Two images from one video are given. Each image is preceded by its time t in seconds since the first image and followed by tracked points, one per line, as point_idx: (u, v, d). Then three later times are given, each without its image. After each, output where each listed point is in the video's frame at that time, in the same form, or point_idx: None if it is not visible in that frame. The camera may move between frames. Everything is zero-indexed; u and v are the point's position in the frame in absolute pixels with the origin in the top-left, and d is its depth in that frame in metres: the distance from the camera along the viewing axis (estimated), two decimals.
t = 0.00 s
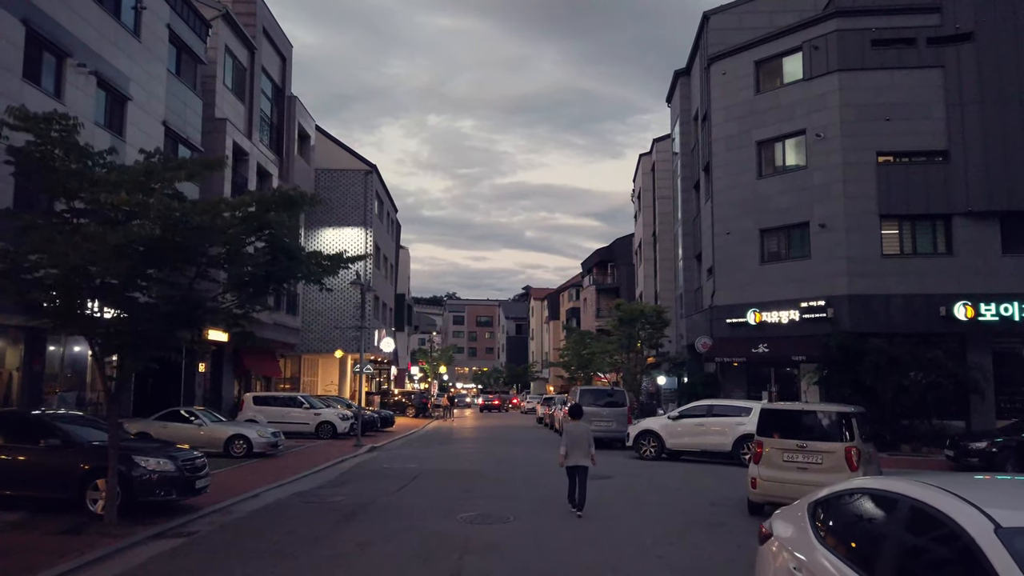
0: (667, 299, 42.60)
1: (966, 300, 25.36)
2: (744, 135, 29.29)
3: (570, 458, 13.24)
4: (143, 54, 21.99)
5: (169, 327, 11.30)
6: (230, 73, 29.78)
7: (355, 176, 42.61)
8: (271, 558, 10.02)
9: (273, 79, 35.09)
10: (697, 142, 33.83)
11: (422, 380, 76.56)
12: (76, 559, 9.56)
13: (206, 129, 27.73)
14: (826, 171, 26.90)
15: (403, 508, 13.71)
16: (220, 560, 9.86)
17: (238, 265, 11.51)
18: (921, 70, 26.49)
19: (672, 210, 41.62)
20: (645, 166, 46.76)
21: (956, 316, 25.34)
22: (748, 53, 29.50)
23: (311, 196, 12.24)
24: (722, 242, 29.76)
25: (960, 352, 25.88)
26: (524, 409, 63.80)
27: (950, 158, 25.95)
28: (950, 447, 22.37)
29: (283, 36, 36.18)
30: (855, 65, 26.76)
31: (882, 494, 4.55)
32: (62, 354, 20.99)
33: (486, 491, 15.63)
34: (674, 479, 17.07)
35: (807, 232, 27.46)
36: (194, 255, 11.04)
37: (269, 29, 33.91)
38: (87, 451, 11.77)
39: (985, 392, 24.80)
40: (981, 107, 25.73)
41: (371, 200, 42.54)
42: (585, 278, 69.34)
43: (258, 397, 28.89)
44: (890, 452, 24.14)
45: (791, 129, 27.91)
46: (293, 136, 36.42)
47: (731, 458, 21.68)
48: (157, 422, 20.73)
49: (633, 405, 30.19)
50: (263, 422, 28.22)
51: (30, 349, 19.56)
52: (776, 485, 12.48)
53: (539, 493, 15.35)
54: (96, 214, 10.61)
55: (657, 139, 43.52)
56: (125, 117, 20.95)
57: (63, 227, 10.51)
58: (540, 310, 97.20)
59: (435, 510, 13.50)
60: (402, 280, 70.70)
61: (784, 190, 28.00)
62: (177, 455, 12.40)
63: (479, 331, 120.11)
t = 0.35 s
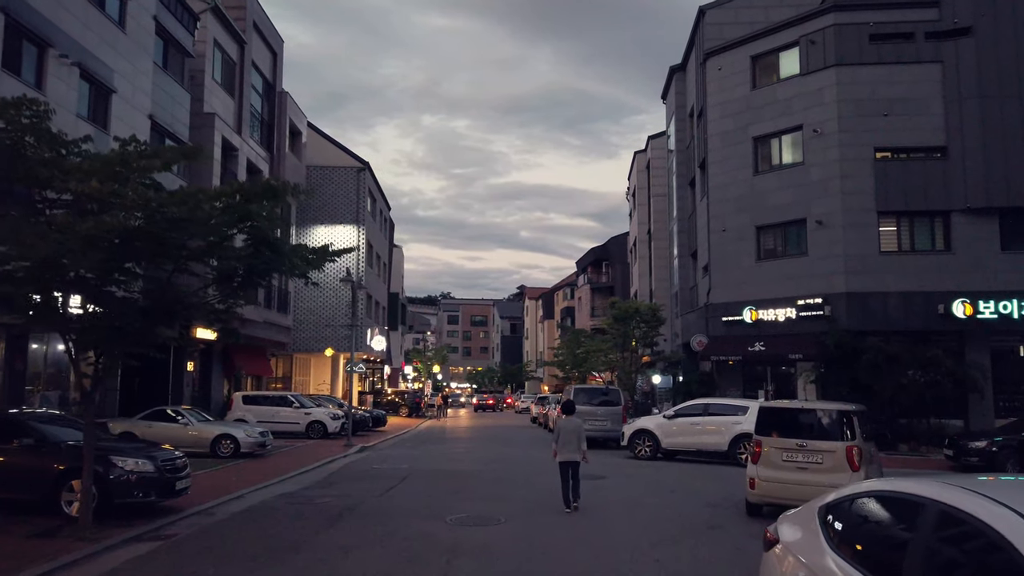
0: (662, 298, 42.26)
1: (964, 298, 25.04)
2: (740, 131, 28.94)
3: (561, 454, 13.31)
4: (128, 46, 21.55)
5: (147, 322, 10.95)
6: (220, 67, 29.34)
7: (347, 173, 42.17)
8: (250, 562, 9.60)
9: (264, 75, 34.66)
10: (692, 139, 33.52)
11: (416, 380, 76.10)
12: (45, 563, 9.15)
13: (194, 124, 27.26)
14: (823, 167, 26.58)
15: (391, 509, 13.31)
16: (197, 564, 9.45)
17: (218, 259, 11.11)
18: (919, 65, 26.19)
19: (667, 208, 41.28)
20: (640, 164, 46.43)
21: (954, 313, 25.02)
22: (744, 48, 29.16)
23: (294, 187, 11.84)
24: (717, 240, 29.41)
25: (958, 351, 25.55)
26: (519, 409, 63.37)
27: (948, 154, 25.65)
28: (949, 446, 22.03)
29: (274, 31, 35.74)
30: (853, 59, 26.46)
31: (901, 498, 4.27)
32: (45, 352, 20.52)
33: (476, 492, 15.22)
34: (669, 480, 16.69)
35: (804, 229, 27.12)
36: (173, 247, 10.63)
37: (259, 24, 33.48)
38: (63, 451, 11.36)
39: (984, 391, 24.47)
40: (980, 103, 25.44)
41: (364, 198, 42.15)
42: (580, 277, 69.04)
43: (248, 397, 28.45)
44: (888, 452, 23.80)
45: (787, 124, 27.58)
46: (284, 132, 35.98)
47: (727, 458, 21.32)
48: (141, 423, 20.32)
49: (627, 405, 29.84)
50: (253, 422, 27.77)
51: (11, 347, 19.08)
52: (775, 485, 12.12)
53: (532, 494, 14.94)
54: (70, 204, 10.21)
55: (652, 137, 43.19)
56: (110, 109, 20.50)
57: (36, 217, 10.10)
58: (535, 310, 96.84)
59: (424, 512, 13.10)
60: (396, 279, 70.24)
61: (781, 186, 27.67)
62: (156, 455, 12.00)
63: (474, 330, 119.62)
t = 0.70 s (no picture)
0: (658, 297, 41.91)
1: (964, 296, 24.73)
2: (737, 127, 28.57)
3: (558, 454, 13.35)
4: (114, 38, 21.10)
5: (128, 319, 10.56)
6: (209, 62, 28.87)
7: (340, 171, 41.68)
8: (232, 570, 9.19)
9: (255, 70, 34.19)
10: (688, 136, 33.18)
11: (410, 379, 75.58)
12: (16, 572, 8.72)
13: (183, 119, 26.76)
14: (821, 163, 26.23)
15: (381, 513, 12.90)
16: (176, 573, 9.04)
17: (202, 253, 10.75)
18: (919, 60, 25.87)
19: (663, 206, 40.92)
20: (636, 162, 46.07)
21: (954, 312, 24.70)
22: (741, 43, 28.81)
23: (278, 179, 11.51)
24: (714, 237, 29.04)
25: (958, 350, 25.23)
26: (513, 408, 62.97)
27: (948, 150, 25.33)
28: (949, 447, 21.67)
29: (266, 26, 35.28)
30: (851, 54, 26.13)
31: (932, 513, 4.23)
32: (28, 351, 20.06)
33: (470, 495, 14.80)
34: (667, 482, 16.31)
35: (802, 226, 26.77)
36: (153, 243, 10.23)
37: (250, 18, 33.03)
38: (39, 454, 10.92)
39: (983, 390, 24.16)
40: (980, 99, 25.12)
41: (356, 196, 41.71)
42: (575, 276, 68.68)
43: (238, 397, 28.01)
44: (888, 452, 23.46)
45: (785, 121, 27.23)
46: (275, 128, 35.52)
47: (725, 458, 20.95)
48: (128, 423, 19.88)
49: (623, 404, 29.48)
50: (243, 422, 27.32)
51: None
52: (776, 488, 11.78)
53: (527, 497, 14.53)
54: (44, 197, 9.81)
55: (648, 134, 42.84)
56: (95, 104, 20.06)
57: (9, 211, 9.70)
58: (529, 309, 96.44)
59: (415, 516, 12.69)
60: (390, 277, 69.75)
61: (778, 183, 27.32)
62: (138, 459, 11.57)
63: (468, 330, 119.11)
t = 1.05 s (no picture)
0: (654, 297, 41.58)
1: (965, 296, 24.43)
2: (736, 125, 28.24)
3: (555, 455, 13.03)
4: (102, 32, 20.69)
5: (111, 316, 10.14)
6: (200, 57, 28.45)
7: (333, 169, 41.23)
8: None
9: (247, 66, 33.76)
10: (686, 133, 32.83)
11: (404, 380, 75.19)
12: None
13: (173, 115, 26.33)
14: (820, 162, 25.92)
15: (374, 517, 12.51)
16: None
17: (188, 247, 10.37)
18: (919, 57, 25.59)
19: (659, 205, 40.59)
20: (632, 160, 45.76)
21: (956, 312, 24.39)
22: (739, 39, 28.50)
23: (265, 171, 11.18)
24: (712, 236, 28.70)
25: (959, 350, 24.93)
26: (508, 409, 62.60)
27: (949, 148, 25.05)
28: (951, 449, 21.36)
29: (258, 23, 34.89)
30: (851, 51, 25.83)
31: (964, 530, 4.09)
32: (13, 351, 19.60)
33: (464, 498, 14.40)
34: (667, 484, 15.95)
35: (801, 225, 26.45)
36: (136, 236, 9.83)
37: (243, 14, 32.60)
38: (17, 457, 10.52)
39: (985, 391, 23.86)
40: (981, 96, 24.85)
41: (350, 195, 41.25)
42: (570, 276, 68.40)
43: (230, 397, 27.59)
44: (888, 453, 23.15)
45: (784, 118, 26.91)
46: (268, 125, 35.08)
47: (725, 460, 20.61)
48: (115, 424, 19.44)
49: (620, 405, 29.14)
50: (234, 423, 26.91)
51: None
52: (782, 492, 11.43)
53: (523, 500, 14.14)
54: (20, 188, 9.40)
55: (644, 132, 42.52)
56: (82, 98, 19.61)
57: None
58: (525, 309, 96.19)
59: (409, 520, 12.30)
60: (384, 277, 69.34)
61: (777, 181, 26.99)
62: (119, 462, 11.18)
63: (463, 330, 118.65)
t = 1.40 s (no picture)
0: (651, 296, 41.25)
1: (966, 294, 24.14)
2: (733, 122, 27.93)
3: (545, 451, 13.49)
4: (88, 24, 20.28)
5: (89, 313, 9.79)
6: (190, 52, 28.03)
7: (327, 167, 40.79)
8: None
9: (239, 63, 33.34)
10: (683, 130, 32.50)
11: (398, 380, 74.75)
12: None
13: (162, 110, 25.90)
14: (819, 158, 25.63)
15: (364, 521, 12.13)
16: None
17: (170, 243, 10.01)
18: (918, 53, 25.31)
19: (656, 204, 40.29)
20: (628, 159, 45.45)
21: (955, 310, 24.09)
22: (737, 35, 28.19)
23: (250, 162, 10.80)
24: (709, 234, 28.37)
25: (959, 350, 24.64)
26: (503, 409, 62.21)
27: (949, 146, 24.78)
28: (952, 449, 21.07)
29: (250, 19, 34.48)
30: (850, 47, 25.54)
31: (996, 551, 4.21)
32: None
33: (458, 501, 14.02)
34: (666, 486, 15.60)
35: (799, 223, 26.15)
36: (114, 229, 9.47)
37: (234, 9, 32.18)
38: None
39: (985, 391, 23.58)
40: (982, 93, 24.56)
41: (344, 193, 40.81)
42: (565, 275, 68.06)
43: (220, 397, 27.17)
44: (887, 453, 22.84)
45: (782, 115, 26.61)
46: (260, 123, 34.65)
47: (723, 460, 20.27)
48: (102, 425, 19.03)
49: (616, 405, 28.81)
50: (224, 423, 26.50)
51: None
52: (784, 495, 11.08)
53: (518, 503, 13.77)
54: None
55: (640, 131, 42.25)
56: (66, 92, 19.18)
57: None
58: (519, 308, 95.86)
59: (400, 524, 11.92)
60: (378, 277, 68.89)
61: (775, 178, 26.68)
62: (99, 464, 10.78)
63: (458, 330, 118.20)
